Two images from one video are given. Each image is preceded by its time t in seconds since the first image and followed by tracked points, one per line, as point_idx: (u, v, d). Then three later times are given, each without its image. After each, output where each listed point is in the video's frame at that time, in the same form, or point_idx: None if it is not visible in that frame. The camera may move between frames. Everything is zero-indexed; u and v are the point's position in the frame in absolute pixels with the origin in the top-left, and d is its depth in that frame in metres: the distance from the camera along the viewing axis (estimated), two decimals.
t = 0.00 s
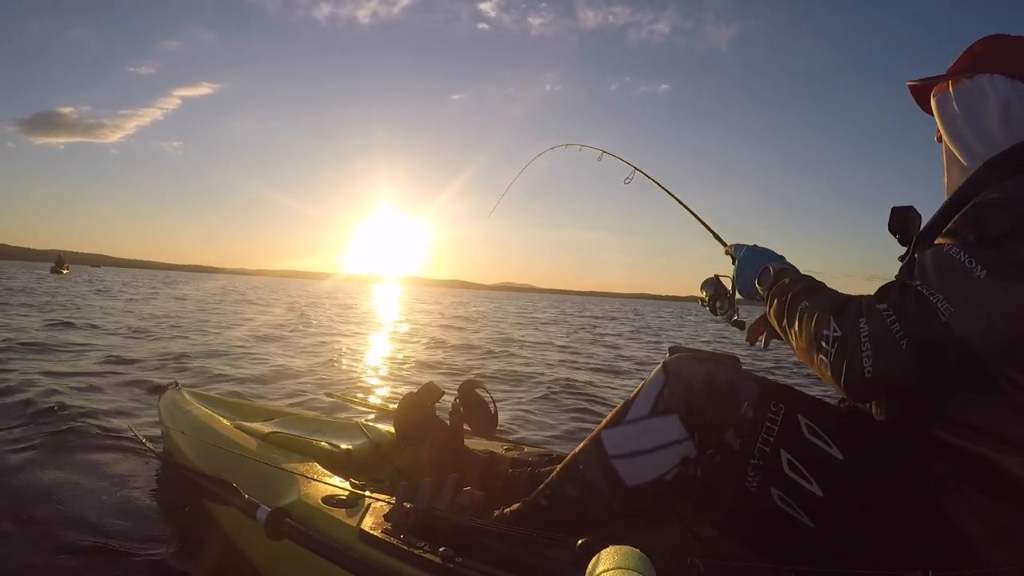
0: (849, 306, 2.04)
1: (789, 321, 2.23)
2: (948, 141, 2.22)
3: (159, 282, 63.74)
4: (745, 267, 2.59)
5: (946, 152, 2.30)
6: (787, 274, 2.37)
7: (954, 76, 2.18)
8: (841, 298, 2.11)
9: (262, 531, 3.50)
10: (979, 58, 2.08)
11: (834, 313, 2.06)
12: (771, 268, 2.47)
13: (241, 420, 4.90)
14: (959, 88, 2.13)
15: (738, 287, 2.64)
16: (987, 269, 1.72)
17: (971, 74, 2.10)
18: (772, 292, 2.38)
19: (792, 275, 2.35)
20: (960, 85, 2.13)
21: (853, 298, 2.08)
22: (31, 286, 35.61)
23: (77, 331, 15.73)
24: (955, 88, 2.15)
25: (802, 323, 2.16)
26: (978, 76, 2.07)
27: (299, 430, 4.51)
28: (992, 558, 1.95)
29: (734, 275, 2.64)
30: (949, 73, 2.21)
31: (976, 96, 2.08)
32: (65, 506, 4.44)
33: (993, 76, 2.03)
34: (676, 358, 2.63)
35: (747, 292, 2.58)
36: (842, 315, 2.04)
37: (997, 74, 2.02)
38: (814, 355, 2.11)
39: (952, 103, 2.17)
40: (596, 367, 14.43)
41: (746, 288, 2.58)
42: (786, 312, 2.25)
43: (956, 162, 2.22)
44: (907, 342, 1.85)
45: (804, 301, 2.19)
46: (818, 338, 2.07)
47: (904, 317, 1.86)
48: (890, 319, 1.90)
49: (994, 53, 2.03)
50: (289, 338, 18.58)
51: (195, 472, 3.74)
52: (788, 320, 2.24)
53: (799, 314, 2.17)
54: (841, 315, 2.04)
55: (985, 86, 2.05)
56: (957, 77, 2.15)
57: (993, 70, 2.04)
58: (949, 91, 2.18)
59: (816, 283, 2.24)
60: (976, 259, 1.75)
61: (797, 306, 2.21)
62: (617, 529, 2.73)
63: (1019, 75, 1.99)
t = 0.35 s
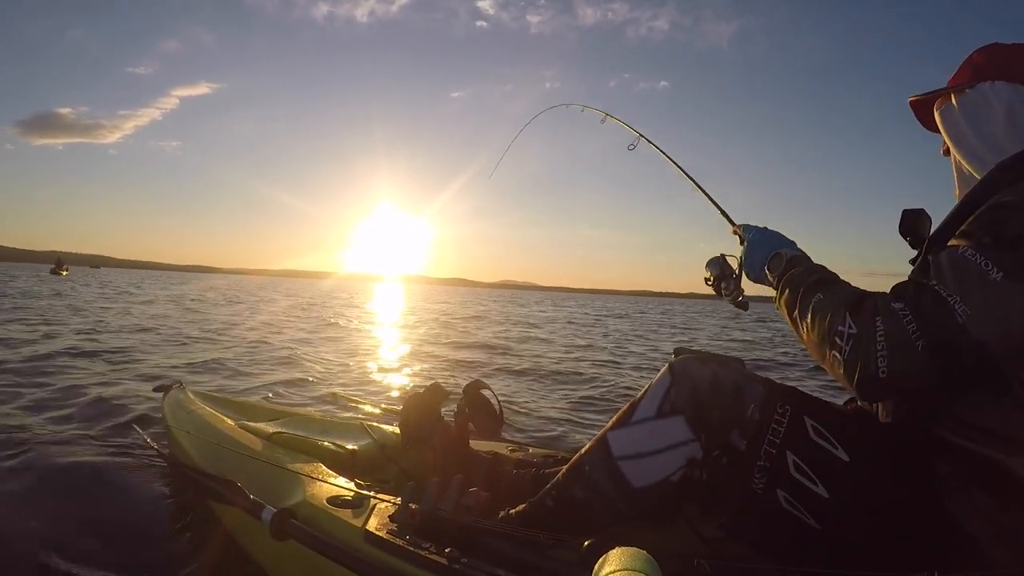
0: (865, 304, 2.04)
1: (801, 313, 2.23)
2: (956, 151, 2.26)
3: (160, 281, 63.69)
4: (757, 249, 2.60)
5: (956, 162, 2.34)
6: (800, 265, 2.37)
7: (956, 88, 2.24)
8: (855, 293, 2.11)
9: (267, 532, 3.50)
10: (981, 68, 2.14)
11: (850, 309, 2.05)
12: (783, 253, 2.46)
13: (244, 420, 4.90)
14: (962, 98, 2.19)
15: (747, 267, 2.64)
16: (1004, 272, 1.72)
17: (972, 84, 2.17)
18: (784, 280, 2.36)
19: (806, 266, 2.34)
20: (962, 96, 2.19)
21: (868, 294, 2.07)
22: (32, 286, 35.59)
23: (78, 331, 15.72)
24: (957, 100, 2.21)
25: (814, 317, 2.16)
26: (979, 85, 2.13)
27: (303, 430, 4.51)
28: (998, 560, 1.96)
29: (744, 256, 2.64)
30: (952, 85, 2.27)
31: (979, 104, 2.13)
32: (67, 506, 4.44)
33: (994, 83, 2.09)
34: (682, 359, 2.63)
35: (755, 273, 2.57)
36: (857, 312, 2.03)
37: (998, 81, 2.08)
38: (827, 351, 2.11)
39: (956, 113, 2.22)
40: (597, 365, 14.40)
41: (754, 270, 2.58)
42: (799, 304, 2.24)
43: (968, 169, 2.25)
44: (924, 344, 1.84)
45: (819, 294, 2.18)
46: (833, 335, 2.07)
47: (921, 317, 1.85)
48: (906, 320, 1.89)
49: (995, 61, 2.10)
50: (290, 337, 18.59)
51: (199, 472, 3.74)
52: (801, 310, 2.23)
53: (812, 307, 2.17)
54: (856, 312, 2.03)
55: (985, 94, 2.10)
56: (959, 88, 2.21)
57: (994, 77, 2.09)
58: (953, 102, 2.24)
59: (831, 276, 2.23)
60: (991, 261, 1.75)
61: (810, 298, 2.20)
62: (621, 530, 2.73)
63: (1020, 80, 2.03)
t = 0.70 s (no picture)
0: (862, 305, 2.02)
1: (802, 311, 2.22)
2: (949, 153, 2.26)
3: (159, 275, 63.62)
4: (767, 242, 2.58)
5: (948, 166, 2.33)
6: (806, 261, 2.34)
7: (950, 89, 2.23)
8: (855, 294, 2.09)
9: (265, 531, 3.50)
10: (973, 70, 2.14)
11: (849, 309, 2.04)
12: (791, 249, 2.44)
13: (243, 419, 4.91)
14: (954, 101, 2.19)
15: (755, 260, 2.62)
16: (1000, 273, 1.71)
17: (964, 86, 2.16)
18: (790, 276, 2.34)
19: (811, 263, 2.31)
20: (955, 98, 2.19)
21: (867, 296, 2.06)
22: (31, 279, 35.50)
23: (78, 326, 15.71)
24: (951, 102, 2.21)
25: (814, 317, 2.15)
26: (971, 87, 2.13)
27: (302, 429, 4.51)
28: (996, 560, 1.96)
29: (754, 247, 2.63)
30: (945, 87, 2.27)
31: (972, 106, 2.13)
32: (64, 505, 4.43)
33: (986, 86, 2.08)
34: (681, 359, 2.62)
35: (762, 266, 2.56)
36: (855, 312, 2.02)
37: (990, 83, 2.08)
38: (826, 351, 2.10)
39: (949, 115, 2.22)
40: (597, 361, 14.40)
41: (761, 264, 2.56)
42: (801, 301, 2.23)
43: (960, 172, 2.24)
44: (920, 345, 1.83)
45: (821, 293, 2.16)
46: (832, 335, 2.06)
47: (919, 318, 1.84)
48: (902, 321, 1.88)
49: (986, 63, 2.09)
50: (289, 331, 18.55)
51: (197, 471, 3.74)
52: (802, 309, 2.22)
53: (813, 305, 2.15)
54: (855, 313, 2.02)
55: (978, 97, 2.10)
56: (953, 90, 2.21)
57: (986, 79, 2.09)
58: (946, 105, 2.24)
59: (833, 273, 2.22)
60: (987, 262, 1.75)
61: (812, 297, 2.19)
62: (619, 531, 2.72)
63: (1012, 82, 2.03)
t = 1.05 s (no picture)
0: (848, 302, 2.03)
1: (786, 320, 2.22)
2: (934, 150, 2.25)
3: (159, 274, 63.64)
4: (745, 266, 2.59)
5: (933, 162, 2.33)
6: (785, 274, 2.36)
7: (934, 86, 2.23)
8: (840, 293, 2.10)
9: (264, 527, 3.51)
10: (958, 65, 2.13)
11: (834, 308, 2.05)
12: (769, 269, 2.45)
13: (241, 415, 4.91)
14: (939, 97, 2.18)
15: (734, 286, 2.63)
16: (986, 261, 1.71)
17: (949, 82, 2.16)
18: (770, 289, 2.37)
19: (792, 273, 2.33)
20: (940, 94, 2.18)
21: (853, 293, 2.07)
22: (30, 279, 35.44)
23: (77, 325, 15.70)
24: (936, 98, 2.20)
25: (799, 320, 2.16)
26: (957, 82, 2.13)
27: (300, 425, 4.52)
28: (993, 554, 1.95)
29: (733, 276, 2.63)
30: (928, 84, 2.26)
31: (957, 101, 2.13)
32: (60, 503, 4.43)
33: (971, 81, 2.08)
34: (678, 354, 2.61)
35: (743, 289, 2.57)
36: (841, 310, 2.03)
37: (975, 78, 2.08)
38: (813, 352, 2.10)
39: (933, 112, 2.21)
40: (596, 358, 14.43)
41: (740, 287, 2.58)
42: (785, 307, 2.24)
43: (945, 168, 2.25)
44: (910, 336, 1.83)
45: (803, 298, 2.18)
46: (818, 334, 2.06)
47: (907, 310, 1.84)
48: (890, 313, 1.88)
49: (971, 59, 2.10)
50: (290, 329, 18.54)
51: (195, 468, 3.75)
52: (785, 317, 2.24)
53: (796, 311, 2.17)
54: (840, 310, 2.03)
55: (963, 92, 2.10)
56: (937, 86, 2.20)
57: (970, 75, 2.09)
58: (930, 101, 2.24)
59: (813, 281, 2.23)
60: (972, 251, 1.75)
61: (795, 303, 2.20)
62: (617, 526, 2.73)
63: (997, 77, 2.03)
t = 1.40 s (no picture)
0: (848, 309, 2.02)
1: (785, 336, 2.22)
2: (934, 150, 2.25)
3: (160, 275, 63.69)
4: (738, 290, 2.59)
5: (933, 162, 2.33)
6: (778, 291, 2.37)
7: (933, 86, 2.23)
8: (840, 301, 2.10)
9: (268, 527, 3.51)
10: (959, 65, 2.13)
11: (833, 316, 2.04)
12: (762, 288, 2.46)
13: (245, 415, 4.92)
14: (939, 97, 2.18)
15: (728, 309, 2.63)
16: (989, 262, 1.71)
17: (948, 82, 2.16)
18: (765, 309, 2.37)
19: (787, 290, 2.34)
20: (940, 94, 2.18)
21: (853, 300, 2.06)
22: (32, 281, 35.49)
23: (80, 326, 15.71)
24: (935, 99, 2.20)
25: (798, 332, 2.15)
26: (957, 82, 2.13)
27: (303, 426, 4.52)
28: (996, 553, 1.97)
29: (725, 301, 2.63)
30: (927, 84, 2.26)
31: (957, 101, 2.13)
32: (66, 502, 4.45)
33: (971, 81, 2.08)
34: (682, 355, 2.62)
35: (737, 311, 2.56)
36: (840, 318, 2.02)
37: (976, 78, 2.08)
38: (814, 363, 2.08)
39: (933, 112, 2.21)
40: (598, 358, 14.44)
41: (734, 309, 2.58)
42: (783, 321, 2.24)
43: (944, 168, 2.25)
44: (915, 339, 1.81)
45: (800, 311, 2.18)
46: (820, 343, 2.05)
47: (911, 312, 1.82)
48: (893, 317, 1.87)
49: (970, 59, 2.10)
50: (291, 330, 18.54)
51: (199, 468, 3.75)
52: (784, 331, 2.23)
53: (795, 324, 2.16)
54: (840, 317, 2.02)
55: (964, 92, 2.10)
56: (936, 86, 2.20)
57: (970, 75, 2.09)
58: (930, 101, 2.23)
59: (808, 294, 2.24)
60: (975, 251, 1.75)
61: (792, 317, 2.20)
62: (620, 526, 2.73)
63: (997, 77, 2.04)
